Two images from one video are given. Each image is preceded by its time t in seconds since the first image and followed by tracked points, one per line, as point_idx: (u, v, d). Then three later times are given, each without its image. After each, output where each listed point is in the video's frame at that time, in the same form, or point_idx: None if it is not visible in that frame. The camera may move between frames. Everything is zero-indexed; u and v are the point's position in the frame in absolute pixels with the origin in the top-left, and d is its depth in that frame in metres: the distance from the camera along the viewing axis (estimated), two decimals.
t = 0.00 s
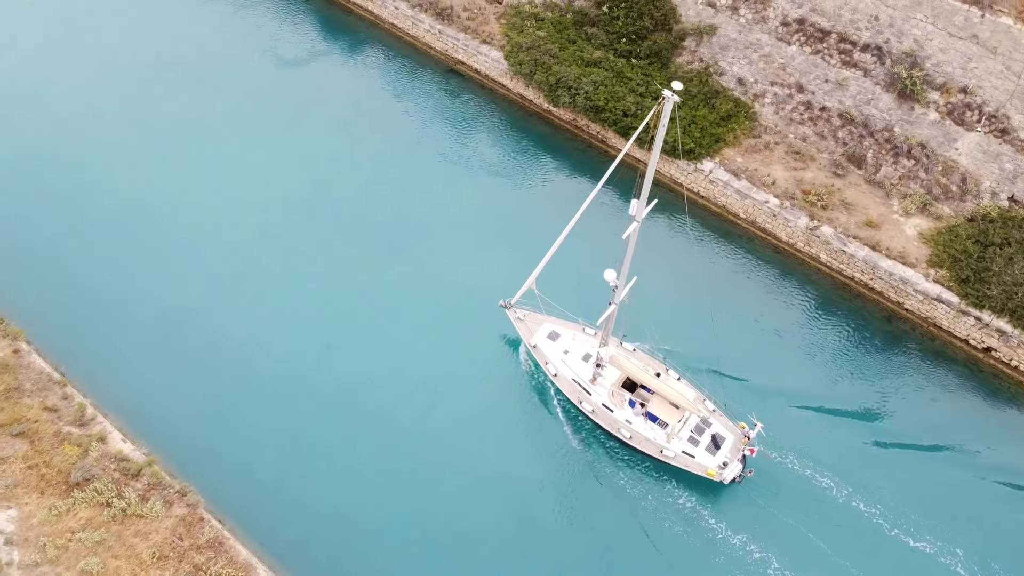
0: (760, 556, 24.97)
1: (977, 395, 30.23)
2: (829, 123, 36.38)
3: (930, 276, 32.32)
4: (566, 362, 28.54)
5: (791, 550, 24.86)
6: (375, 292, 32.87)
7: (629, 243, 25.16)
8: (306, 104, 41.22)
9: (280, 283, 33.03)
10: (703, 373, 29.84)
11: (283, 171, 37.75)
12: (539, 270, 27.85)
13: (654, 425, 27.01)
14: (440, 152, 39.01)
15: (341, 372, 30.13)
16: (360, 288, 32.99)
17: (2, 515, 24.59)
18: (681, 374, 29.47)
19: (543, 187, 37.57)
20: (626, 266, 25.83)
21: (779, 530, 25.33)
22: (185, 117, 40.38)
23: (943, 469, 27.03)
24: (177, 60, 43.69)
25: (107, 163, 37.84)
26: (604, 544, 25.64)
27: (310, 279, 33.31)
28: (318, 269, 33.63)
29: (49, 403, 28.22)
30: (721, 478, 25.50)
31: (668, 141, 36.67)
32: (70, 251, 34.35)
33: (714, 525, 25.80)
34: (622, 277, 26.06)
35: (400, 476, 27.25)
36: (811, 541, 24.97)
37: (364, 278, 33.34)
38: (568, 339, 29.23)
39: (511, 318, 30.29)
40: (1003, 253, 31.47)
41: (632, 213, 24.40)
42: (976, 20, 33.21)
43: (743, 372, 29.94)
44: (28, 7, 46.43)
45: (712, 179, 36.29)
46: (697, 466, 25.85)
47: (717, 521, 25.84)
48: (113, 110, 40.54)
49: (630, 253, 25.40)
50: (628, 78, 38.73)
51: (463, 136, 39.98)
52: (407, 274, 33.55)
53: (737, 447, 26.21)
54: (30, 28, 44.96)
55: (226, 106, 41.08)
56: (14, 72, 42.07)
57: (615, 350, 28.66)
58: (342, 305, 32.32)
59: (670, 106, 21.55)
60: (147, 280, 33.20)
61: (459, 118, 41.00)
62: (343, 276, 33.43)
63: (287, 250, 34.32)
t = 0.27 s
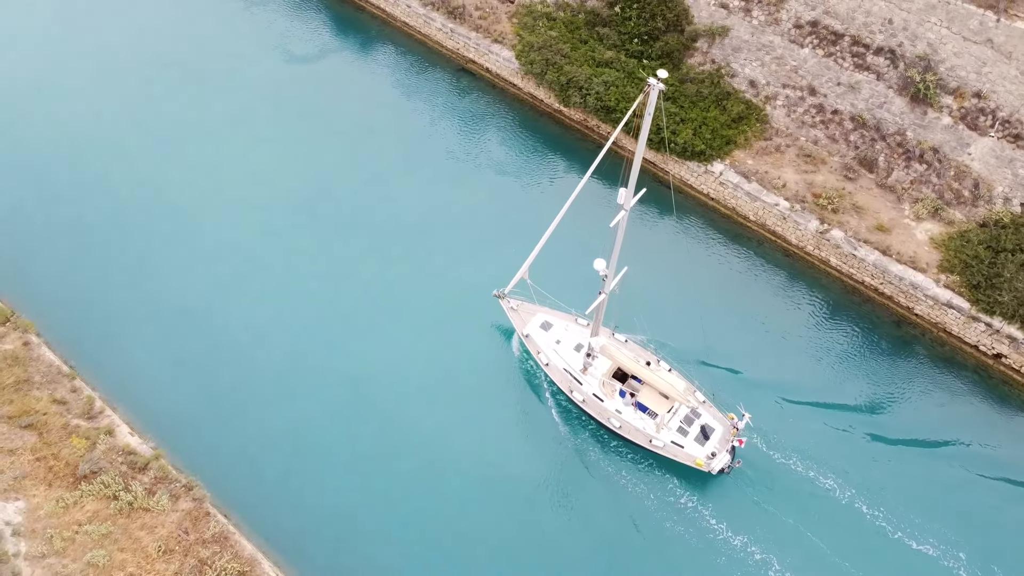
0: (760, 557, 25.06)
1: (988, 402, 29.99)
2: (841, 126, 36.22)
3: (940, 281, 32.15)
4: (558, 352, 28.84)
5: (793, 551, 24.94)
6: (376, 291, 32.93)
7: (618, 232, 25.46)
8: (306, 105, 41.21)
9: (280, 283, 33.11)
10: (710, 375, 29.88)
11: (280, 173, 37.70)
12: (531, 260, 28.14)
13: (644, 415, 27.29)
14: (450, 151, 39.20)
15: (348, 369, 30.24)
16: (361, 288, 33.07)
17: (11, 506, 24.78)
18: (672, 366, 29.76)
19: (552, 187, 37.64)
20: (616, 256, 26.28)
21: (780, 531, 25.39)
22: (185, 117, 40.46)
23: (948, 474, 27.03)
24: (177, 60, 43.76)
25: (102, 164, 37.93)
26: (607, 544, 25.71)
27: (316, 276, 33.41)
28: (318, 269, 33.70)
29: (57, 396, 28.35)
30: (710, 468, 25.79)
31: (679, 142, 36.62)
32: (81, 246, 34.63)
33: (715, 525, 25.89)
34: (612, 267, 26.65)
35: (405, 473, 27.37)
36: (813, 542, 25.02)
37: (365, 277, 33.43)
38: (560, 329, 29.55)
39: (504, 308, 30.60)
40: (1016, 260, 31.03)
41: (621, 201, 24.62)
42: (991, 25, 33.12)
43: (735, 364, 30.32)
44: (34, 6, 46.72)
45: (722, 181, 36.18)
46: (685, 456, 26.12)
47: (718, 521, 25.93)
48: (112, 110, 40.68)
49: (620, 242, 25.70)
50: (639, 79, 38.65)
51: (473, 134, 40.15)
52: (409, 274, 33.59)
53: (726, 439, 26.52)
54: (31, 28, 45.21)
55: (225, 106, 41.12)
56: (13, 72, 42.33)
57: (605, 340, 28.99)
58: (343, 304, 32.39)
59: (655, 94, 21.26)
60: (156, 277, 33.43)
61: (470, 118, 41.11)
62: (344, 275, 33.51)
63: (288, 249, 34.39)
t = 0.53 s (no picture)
0: (759, 556, 25.13)
1: (993, 404, 29.91)
2: (847, 127, 36.12)
3: (945, 283, 32.07)
4: (546, 341, 29.20)
5: (792, 551, 25.05)
6: (378, 291, 32.91)
7: (603, 220, 25.72)
8: (307, 105, 41.22)
9: (280, 283, 33.12)
10: (714, 376, 29.90)
11: (280, 172, 37.72)
12: (519, 250, 28.52)
13: (631, 404, 27.64)
14: (455, 149, 39.26)
15: (351, 367, 30.30)
16: (361, 287, 33.06)
17: (14, 502, 24.86)
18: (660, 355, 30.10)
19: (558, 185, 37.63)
20: (601, 244, 26.47)
21: (779, 531, 25.47)
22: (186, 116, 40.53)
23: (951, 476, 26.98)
24: (178, 60, 43.80)
25: (103, 163, 38.02)
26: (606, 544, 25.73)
27: (320, 275, 33.45)
28: (319, 269, 33.70)
29: (62, 392, 28.41)
30: (695, 457, 26.13)
31: (685, 142, 36.44)
32: (87, 243, 34.77)
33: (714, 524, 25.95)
34: (597, 255, 26.75)
35: (408, 471, 27.42)
36: (813, 541, 25.14)
37: (365, 277, 33.42)
38: (549, 319, 29.89)
39: (494, 298, 30.88)
40: None
41: (605, 189, 24.79)
42: (999, 26, 33.00)
43: (724, 353, 30.66)
44: (37, 6, 46.84)
45: (727, 182, 36.12)
46: (671, 444, 26.48)
47: (717, 520, 26.00)
48: (112, 110, 40.77)
49: (604, 230, 25.95)
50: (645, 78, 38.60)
51: (478, 133, 40.19)
52: (410, 274, 33.57)
53: (712, 427, 26.78)
54: (32, 28, 45.30)
55: (225, 106, 41.15)
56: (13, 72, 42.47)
57: (593, 329, 29.29)
58: (343, 305, 32.38)
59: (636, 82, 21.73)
60: (161, 275, 33.54)
61: (476, 117, 41.14)
62: (343, 275, 33.50)
63: (289, 249, 34.39)
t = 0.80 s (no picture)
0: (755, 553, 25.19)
1: (995, 404, 29.86)
2: (849, 126, 36.10)
3: (947, 283, 32.04)
4: (533, 330, 29.60)
5: (790, 548, 25.09)
6: (378, 291, 32.86)
7: (585, 206, 26.36)
8: (307, 105, 41.18)
9: (280, 283, 33.08)
10: (716, 375, 29.82)
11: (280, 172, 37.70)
12: (504, 238, 29.04)
13: (616, 392, 27.96)
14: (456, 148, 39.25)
15: (352, 366, 30.31)
16: (361, 288, 33.00)
17: (15, 501, 24.86)
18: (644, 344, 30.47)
19: (560, 185, 37.57)
20: (583, 231, 27.00)
21: (777, 529, 25.49)
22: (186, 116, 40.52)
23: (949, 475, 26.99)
24: (177, 60, 43.77)
25: (103, 163, 38.01)
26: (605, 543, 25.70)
27: (320, 275, 33.42)
28: (319, 269, 33.67)
29: (62, 391, 28.39)
30: (678, 444, 26.42)
31: (686, 142, 36.42)
32: (88, 243, 34.79)
33: (711, 521, 25.97)
34: (580, 242, 27.40)
35: (408, 469, 27.43)
36: (811, 538, 25.19)
37: (365, 277, 33.35)
38: (536, 309, 30.31)
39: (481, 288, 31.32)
40: None
41: (586, 175, 25.54)
42: (1000, 26, 32.92)
43: (707, 341, 30.99)
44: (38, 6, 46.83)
45: (728, 181, 36.08)
46: (655, 431, 26.78)
47: (715, 518, 26.00)
48: (112, 109, 40.77)
49: (587, 216, 26.55)
50: (646, 78, 38.61)
51: (479, 133, 40.20)
52: (411, 274, 33.53)
53: (696, 415, 27.13)
54: (32, 28, 45.28)
55: (225, 105, 41.12)
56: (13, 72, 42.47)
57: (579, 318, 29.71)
58: (342, 304, 32.34)
59: (613, 68, 22.58)
60: (162, 275, 33.54)
61: (477, 116, 41.14)
62: (343, 275, 33.44)
63: (289, 250, 34.34)
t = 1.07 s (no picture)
0: (751, 550, 25.19)
1: (995, 403, 29.84)
2: (849, 126, 36.08)
3: (947, 282, 32.02)
4: (518, 319, 29.87)
5: (788, 545, 25.13)
6: (377, 291, 32.84)
7: (567, 194, 26.57)
8: (306, 104, 41.18)
9: (280, 283, 33.04)
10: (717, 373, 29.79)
11: (280, 172, 37.71)
12: (490, 228, 29.39)
13: (601, 380, 28.12)
14: (457, 148, 39.23)
15: (353, 365, 30.28)
16: (360, 287, 32.97)
17: (15, 501, 24.85)
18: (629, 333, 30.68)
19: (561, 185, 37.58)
20: (565, 221, 27.32)
21: (774, 527, 25.50)
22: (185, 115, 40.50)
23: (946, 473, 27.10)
24: (178, 59, 43.74)
25: (103, 162, 38.01)
26: (604, 542, 25.68)
27: (320, 275, 33.40)
28: (318, 269, 33.65)
29: (63, 391, 28.37)
30: (662, 432, 26.56)
31: (686, 141, 36.39)
32: (88, 243, 34.77)
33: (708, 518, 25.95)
34: (563, 231, 27.70)
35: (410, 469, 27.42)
36: (809, 534, 25.28)
37: (365, 277, 33.33)
38: (522, 299, 30.62)
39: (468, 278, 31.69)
40: None
41: (566, 162, 25.75)
42: (1001, 24, 32.80)
43: (690, 330, 31.31)
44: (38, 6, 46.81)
45: (728, 180, 36.07)
46: (639, 419, 26.95)
47: (712, 515, 25.99)
48: (111, 108, 40.74)
49: (568, 204, 26.81)
50: (646, 77, 38.60)
51: (479, 132, 40.19)
52: (411, 273, 33.50)
53: (680, 403, 27.36)
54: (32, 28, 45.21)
55: (225, 105, 41.10)
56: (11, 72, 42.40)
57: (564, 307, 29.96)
58: (342, 304, 32.34)
59: (590, 54, 22.79)
60: (163, 275, 33.50)
61: (477, 116, 41.14)
62: (343, 276, 33.40)
63: (288, 250, 34.32)
